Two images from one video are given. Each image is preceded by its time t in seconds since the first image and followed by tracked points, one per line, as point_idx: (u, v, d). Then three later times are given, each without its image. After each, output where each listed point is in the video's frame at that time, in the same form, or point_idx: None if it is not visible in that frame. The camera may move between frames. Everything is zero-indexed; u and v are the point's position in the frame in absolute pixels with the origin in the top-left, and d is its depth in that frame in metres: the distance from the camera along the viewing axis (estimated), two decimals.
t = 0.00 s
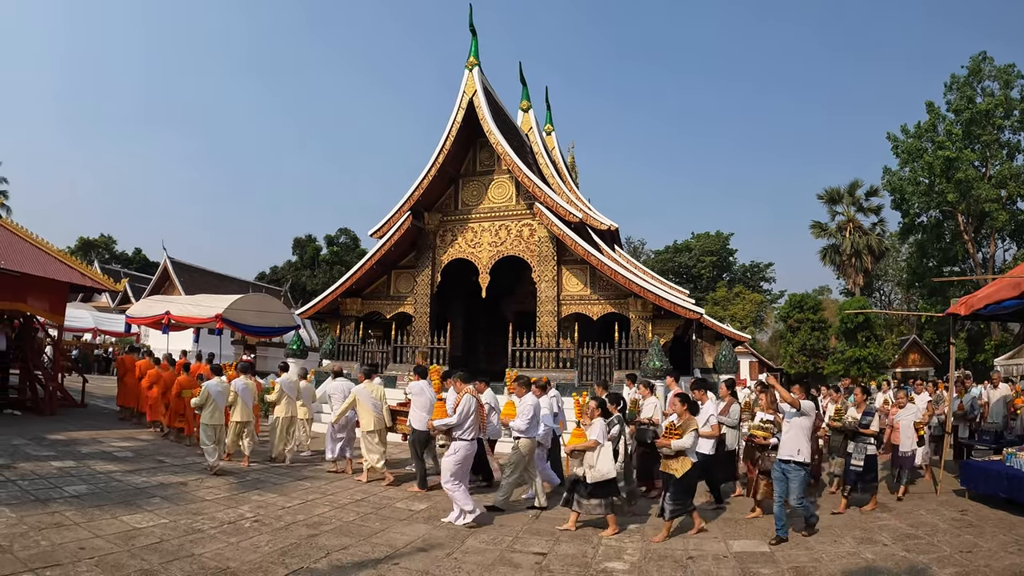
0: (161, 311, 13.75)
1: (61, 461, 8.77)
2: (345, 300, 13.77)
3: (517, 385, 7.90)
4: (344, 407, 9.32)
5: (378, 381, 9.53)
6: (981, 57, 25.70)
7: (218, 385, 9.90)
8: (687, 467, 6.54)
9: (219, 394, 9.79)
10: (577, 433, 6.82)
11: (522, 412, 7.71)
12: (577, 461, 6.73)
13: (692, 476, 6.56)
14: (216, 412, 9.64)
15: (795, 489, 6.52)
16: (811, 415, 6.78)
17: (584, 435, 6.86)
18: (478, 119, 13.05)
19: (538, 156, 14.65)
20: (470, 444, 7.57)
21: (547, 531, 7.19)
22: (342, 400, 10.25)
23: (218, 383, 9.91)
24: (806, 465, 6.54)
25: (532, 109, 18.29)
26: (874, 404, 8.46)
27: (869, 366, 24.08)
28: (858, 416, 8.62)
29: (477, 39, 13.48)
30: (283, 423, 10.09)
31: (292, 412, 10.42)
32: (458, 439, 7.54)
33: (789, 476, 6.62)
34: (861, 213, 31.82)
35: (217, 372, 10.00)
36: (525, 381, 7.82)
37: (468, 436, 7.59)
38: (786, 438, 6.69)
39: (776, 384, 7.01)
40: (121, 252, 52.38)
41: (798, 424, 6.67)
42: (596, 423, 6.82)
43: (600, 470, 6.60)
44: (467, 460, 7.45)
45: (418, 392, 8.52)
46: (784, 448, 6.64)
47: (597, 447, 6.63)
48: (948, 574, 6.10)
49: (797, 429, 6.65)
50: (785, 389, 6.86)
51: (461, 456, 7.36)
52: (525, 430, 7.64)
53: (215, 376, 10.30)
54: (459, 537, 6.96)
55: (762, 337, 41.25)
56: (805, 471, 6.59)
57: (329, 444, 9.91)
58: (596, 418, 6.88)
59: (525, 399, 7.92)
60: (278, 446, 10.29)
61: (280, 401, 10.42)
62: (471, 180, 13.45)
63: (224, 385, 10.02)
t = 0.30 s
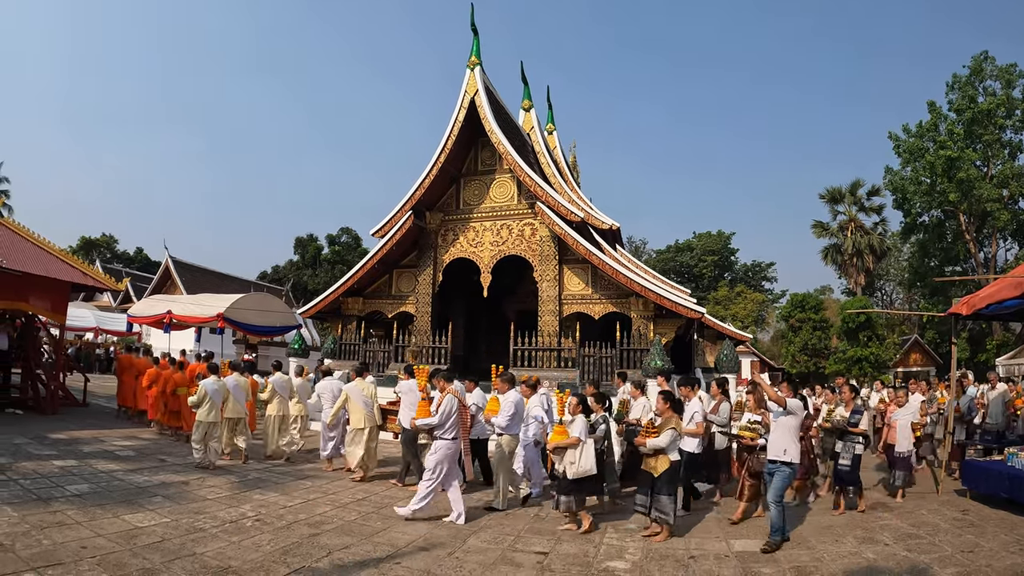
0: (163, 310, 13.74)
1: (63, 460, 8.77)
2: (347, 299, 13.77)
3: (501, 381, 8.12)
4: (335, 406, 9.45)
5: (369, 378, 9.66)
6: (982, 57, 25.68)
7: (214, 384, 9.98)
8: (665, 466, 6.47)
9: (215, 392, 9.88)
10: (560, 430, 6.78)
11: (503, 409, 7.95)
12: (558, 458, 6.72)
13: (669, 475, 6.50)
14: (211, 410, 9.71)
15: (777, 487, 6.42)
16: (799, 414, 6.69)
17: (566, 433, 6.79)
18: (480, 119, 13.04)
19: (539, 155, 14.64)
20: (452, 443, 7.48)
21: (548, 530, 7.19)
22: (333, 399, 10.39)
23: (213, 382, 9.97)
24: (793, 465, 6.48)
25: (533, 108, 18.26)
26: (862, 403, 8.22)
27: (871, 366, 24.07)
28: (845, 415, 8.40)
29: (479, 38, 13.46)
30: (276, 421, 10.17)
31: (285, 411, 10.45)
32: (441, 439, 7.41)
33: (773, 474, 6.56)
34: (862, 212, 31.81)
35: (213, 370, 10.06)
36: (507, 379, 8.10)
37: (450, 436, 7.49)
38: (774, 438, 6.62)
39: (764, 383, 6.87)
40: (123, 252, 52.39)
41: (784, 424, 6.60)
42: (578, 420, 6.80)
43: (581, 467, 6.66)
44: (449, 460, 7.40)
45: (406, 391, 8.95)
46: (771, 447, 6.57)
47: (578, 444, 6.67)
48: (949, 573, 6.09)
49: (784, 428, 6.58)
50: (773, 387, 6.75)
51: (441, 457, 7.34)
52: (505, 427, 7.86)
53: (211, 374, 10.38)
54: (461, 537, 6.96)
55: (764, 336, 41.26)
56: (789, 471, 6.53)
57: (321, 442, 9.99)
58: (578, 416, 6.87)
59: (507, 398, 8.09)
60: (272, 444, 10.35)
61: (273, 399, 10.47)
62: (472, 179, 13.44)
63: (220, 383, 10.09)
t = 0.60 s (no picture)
0: (165, 310, 13.71)
1: (64, 459, 8.76)
2: (348, 299, 13.76)
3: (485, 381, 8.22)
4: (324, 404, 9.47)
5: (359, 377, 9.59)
6: (984, 56, 25.65)
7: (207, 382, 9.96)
8: (637, 465, 6.41)
9: (207, 391, 9.89)
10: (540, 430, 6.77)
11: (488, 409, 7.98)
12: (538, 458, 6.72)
13: (642, 475, 6.41)
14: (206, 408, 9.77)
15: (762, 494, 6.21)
16: (784, 415, 6.54)
17: (546, 433, 6.78)
18: (482, 118, 13.02)
19: (541, 154, 14.62)
20: (424, 441, 7.50)
21: (550, 530, 7.18)
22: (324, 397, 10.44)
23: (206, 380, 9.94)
24: (776, 469, 6.30)
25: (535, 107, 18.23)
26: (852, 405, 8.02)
27: (873, 365, 24.06)
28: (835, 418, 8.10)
29: (481, 37, 13.44)
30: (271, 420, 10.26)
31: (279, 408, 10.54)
32: (411, 436, 7.46)
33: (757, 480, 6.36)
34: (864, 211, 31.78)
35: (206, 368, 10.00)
36: (492, 379, 8.21)
37: (420, 433, 7.54)
38: (760, 440, 6.45)
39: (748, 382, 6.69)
40: (124, 251, 52.40)
41: (769, 425, 6.46)
42: (557, 420, 6.80)
43: (561, 467, 6.64)
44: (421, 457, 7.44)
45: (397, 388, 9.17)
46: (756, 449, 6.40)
47: (559, 444, 6.67)
48: (951, 574, 6.08)
49: (769, 430, 6.43)
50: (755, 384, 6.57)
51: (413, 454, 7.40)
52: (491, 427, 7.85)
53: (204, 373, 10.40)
54: (462, 536, 6.95)
55: (765, 336, 41.24)
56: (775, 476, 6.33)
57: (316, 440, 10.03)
58: (557, 416, 6.87)
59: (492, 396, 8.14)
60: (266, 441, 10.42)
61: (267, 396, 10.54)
62: (474, 178, 13.42)
63: (213, 381, 10.09)
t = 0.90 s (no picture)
0: (165, 308, 13.71)
1: (66, 458, 8.75)
2: (349, 298, 13.74)
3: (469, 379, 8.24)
4: (314, 401, 9.44)
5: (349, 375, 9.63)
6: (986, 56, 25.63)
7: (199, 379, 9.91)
8: (618, 463, 6.39)
9: (199, 388, 9.86)
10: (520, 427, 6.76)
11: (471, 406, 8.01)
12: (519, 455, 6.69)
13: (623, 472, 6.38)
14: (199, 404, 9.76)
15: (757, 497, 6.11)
16: (771, 413, 6.41)
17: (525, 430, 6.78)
18: (483, 117, 13.01)
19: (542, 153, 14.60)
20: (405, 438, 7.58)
21: (552, 529, 7.17)
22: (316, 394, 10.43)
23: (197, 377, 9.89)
24: (770, 471, 6.17)
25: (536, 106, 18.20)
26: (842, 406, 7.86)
27: (874, 365, 24.06)
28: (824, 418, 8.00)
29: (482, 37, 13.42)
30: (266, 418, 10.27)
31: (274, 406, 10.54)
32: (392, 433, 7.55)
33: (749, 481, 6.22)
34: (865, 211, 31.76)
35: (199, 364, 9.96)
36: (478, 377, 8.33)
37: (402, 430, 7.56)
38: (747, 439, 6.28)
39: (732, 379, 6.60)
40: (125, 251, 52.40)
41: (757, 423, 6.33)
42: (537, 418, 6.79)
43: (540, 464, 6.58)
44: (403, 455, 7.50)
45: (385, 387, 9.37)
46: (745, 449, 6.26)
47: (537, 442, 6.66)
48: (952, 573, 6.07)
49: (758, 429, 6.27)
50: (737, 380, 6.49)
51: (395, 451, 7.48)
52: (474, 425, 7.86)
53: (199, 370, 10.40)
54: (464, 535, 6.95)
55: (766, 335, 41.24)
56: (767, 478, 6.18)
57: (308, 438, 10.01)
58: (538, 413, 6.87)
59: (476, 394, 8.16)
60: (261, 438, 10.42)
61: (262, 394, 10.54)
62: (475, 177, 13.42)
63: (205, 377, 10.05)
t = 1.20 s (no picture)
0: (167, 307, 13.71)
1: (67, 458, 8.74)
2: (351, 297, 13.73)
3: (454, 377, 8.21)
4: (303, 398, 9.45)
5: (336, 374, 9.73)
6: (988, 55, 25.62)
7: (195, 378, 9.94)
8: (592, 463, 6.39)
9: (196, 387, 9.89)
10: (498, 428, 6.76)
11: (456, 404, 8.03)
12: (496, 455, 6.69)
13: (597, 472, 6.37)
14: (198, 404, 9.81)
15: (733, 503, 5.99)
16: (749, 416, 6.25)
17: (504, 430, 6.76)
18: (484, 117, 13.00)
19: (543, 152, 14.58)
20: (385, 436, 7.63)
21: (554, 528, 7.18)
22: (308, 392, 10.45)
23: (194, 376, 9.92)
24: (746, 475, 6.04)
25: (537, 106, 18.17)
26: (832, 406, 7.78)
27: (875, 365, 24.07)
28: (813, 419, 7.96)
29: (482, 36, 13.40)
30: (263, 417, 10.30)
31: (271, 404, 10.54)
32: (373, 431, 7.62)
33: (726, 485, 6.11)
34: (867, 211, 31.76)
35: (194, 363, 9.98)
36: (461, 374, 8.23)
37: (382, 429, 7.63)
38: (726, 443, 6.15)
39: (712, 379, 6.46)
40: (126, 250, 52.36)
41: (737, 425, 6.17)
42: (516, 418, 6.77)
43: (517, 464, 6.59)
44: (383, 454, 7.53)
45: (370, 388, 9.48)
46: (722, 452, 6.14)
47: (515, 442, 6.64)
48: (954, 573, 6.06)
49: (737, 433, 6.11)
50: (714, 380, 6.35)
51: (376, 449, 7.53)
52: (458, 421, 7.90)
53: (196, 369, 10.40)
54: (465, 534, 6.95)
55: (767, 335, 41.25)
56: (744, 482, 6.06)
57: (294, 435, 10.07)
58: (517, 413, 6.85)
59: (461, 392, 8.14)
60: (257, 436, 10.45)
61: (260, 392, 10.55)
62: (476, 177, 13.40)
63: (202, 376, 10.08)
